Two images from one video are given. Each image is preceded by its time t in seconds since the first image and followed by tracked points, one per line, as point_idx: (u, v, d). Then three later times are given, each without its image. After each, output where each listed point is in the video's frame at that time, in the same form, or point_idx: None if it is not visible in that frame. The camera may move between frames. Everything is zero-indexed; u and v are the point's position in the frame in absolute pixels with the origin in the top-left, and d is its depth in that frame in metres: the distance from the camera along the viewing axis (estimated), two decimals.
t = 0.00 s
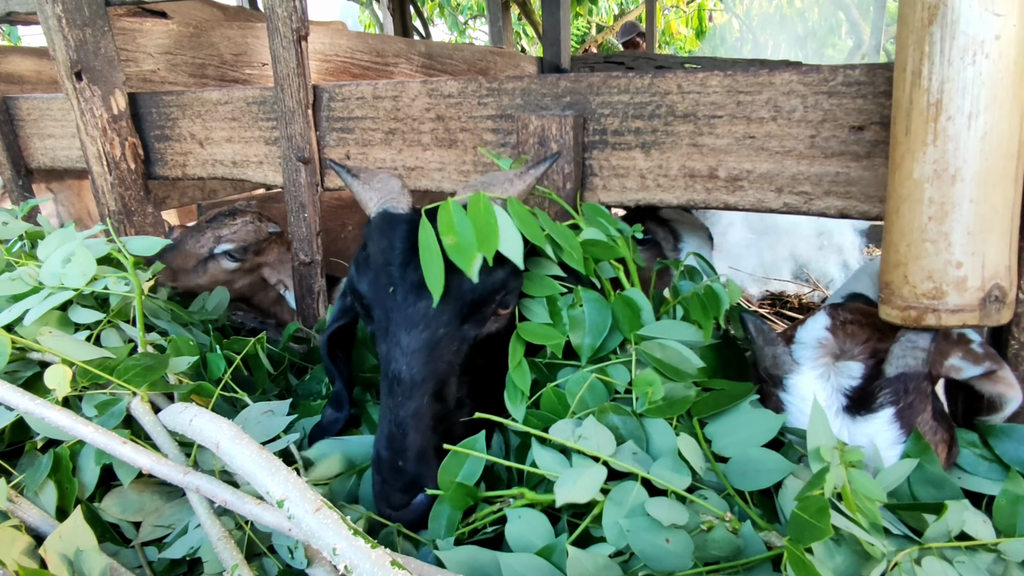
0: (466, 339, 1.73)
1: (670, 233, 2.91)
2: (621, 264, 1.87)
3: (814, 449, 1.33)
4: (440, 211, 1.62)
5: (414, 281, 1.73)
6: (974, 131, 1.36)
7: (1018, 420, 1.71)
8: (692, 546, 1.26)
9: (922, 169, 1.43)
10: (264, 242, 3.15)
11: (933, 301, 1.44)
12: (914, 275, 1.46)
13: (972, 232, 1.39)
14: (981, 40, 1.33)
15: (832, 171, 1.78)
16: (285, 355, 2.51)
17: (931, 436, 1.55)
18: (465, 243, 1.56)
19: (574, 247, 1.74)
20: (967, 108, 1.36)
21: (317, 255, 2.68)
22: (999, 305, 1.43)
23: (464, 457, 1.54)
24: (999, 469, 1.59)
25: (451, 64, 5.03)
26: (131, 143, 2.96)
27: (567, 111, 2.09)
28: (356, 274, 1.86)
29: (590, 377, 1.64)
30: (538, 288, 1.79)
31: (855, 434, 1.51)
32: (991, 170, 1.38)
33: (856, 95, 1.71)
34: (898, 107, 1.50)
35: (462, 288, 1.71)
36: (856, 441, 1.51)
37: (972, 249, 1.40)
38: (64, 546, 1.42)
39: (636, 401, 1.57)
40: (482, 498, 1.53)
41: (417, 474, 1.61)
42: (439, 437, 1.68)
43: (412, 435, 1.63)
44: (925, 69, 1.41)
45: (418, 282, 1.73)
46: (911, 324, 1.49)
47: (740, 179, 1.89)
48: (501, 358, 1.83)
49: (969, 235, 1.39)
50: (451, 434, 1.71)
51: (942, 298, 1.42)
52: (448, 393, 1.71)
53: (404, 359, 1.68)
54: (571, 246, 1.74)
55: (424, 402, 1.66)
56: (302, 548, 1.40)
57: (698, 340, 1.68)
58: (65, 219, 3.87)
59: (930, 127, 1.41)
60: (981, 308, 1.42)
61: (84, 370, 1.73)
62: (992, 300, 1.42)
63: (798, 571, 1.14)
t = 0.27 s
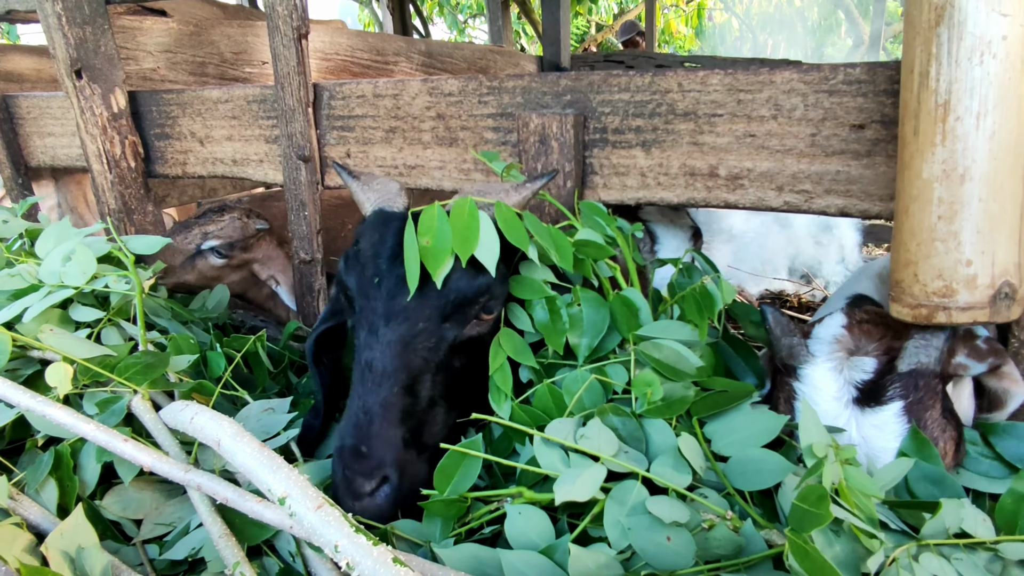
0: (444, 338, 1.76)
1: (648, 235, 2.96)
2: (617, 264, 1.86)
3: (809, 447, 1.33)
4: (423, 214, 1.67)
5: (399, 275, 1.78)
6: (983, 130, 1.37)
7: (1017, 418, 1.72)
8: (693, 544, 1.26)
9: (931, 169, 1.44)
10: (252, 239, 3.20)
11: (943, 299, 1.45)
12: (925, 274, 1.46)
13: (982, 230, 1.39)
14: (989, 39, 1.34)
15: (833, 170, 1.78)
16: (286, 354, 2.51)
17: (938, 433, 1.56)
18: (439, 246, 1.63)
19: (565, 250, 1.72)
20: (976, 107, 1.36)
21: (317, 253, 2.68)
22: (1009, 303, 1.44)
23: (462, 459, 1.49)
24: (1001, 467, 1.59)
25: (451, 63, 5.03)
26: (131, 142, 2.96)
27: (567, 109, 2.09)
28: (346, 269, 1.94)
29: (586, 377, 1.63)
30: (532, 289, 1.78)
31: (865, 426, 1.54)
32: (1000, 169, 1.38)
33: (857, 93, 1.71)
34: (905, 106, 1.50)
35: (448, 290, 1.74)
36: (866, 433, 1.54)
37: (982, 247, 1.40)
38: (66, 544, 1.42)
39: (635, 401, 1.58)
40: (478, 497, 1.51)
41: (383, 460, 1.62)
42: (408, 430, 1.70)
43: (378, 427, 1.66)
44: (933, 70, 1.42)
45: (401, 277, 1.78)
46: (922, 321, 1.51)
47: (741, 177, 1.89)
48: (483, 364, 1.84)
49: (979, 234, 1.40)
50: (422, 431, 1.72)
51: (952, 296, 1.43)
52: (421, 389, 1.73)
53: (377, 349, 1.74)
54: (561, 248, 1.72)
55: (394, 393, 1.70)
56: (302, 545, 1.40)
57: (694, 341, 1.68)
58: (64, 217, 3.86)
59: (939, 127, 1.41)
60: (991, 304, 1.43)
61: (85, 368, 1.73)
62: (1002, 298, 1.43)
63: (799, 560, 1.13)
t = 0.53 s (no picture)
0: (404, 284, 1.77)
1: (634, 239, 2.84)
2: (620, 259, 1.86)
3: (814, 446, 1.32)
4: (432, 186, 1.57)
5: (366, 220, 1.81)
6: (971, 129, 1.36)
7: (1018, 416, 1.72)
8: (695, 543, 1.26)
9: (920, 166, 1.43)
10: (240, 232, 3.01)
11: (929, 291, 1.44)
12: (912, 267, 1.46)
13: (967, 226, 1.39)
14: (978, 41, 1.33)
15: (834, 168, 1.78)
16: (286, 352, 2.50)
17: (918, 409, 1.55)
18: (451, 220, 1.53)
19: (566, 237, 1.72)
20: (964, 107, 1.36)
21: (317, 251, 2.68)
22: (993, 294, 1.44)
23: (462, 458, 1.48)
24: (1003, 465, 1.57)
25: (451, 62, 5.03)
26: (131, 140, 2.95)
27: (568, 108, 2.09)
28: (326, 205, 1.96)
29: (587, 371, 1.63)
30: (536, 282, 1.78)
31: (847, 403, 1.59)
32: (986, 166, 1.37)
33: (858, 92, 1.71)
34: (897, 103, 1.50)
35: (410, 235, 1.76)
36: (848, 410, 1.58)
37: (967, 242, 1.40)
38: (66, 542, 1.42)
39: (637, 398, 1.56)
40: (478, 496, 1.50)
41: (334, 393, 1.68)
42: (363, 366, 1.74)
43: (332, 360, 1.71)
44: (923, 69, 1.41)
45: (370, 220, 1.81)
46: (909, 311, 1.50)
47: (742, 176, 1.89)
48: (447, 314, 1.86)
49: (965, 230, 1.39)
50: (378, 367, 1.76)
51: (938, 288, 1.43)
52: (381, 331, 1.76)
53: (340, 286, 1.78)
54: (565, 238, 1.72)
55: (352, 330, 1.74)
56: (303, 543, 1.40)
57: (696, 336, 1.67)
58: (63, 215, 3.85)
59: (928, 126, 1.41)
60: (974, 296, 1.43)
61: (85, 366, 1.73)
62: (985, 289, 1.43)
63: (798, 559, 1.13)
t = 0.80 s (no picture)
0: (382, 226, 1.85)
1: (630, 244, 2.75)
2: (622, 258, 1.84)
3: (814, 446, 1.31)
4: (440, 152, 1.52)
5: (353, 162, 1.90)
6: (986, 127, 1.36)
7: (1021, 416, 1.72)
8: (697, 542, 1.25)
9: (933, 165, 1.43)
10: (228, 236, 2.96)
11: (946, 295, 1.44)
12: (928, 270, 1.46)
13: (984, 227, 1.39)
14: (991, 36, 1.33)
15: (836, 166, 1.78)
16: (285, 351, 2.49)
17: (915, 425, 1.50)
18: (457, 176, 1.48)
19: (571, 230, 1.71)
20: (978, 104, 1.35)
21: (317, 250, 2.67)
22: (1012, 299, 1.43)
23: (464, 457, 1.48)
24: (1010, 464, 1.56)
25: (451, 60, 5.03)
26: (130, 138, 2.95)
27: (569, 106, 2.08)
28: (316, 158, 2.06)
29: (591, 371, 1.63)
30: (539, 281, 1.77)
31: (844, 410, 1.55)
32: (1003, 165, 1.37)
33: (860, 90, 1.70)
34: (908, 102, 1.50)
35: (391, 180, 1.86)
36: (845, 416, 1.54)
37: (985, 244, 1.39)
38: (66, 541, 1.41)
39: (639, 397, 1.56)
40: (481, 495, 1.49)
41: (302, 326, 1.76)
42: (337, 304, 1.80)
43: (303, 291, 1.77)
44: (936, 66, 1.41)
45: (357, 158, 1.89)
46: (926, 316, 1.50)
47: (743, 174, 1.89)
48: (426, 267, 1.95)
49: (982, 231, 1.39)
50: (354, 304, 1.83)
51: (956, 292, 1.43)
52: (358, 268, 1.83)
53: (322, 220, 1.85)
54: (571, 230, 1.72)
55: (327, 263, 1.80)
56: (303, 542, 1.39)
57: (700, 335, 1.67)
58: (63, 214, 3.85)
59: (941, 124, 1.41)
60: (993, 300, 1.43)
61: (85, 364, 1.72)
62: (1005, 293, 1.42)
63: (799, 555, 1.12)
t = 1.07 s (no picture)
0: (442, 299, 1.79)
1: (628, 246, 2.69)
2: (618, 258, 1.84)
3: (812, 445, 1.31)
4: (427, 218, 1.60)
5: (389, 252, 1.78)
6: (991, 126, 1.35)
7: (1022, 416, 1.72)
8: (696, 543, 1.25)
9: (939, 165, 1.43)
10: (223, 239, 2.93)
11: (949, 298, 1.43)
12: (931, 272, 1.45)
13: (989, 228, 1.38)
14: (998, 33, 1.32)
15: (836, 166, 1.77)
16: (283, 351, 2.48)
17: (912, 407, 1.48)
18: (453, 241, 1.55)
19: (565, 241, 1.73)
20: (983, 102, 1.35)
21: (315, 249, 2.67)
22: (1018, 302, 1.41)
23: (462, 458, 1.47)
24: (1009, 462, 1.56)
25: (450, 59, 5.02)
26: (128, 137, 2.94)
27: (568, 105, 2.08)
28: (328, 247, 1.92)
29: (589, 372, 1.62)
30: (536, 281, 1.77)
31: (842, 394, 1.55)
32: (1007, 165, 1.36)
33: (859, 89, 1.70)
34: (911, 103, 1.50)
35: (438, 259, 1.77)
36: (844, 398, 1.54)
37: (990, 245, 1.38)
38: (62, 542, 1.40)
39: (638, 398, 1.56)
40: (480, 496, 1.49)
41: (423, 430, 1.69)
42: (434, 398, 1.75)
43: (409, 401, 1.73)
44: (941, 64, 1.41)
45: (391, 250, 1.78)
46: (927, 320, 1.48)
47: (743, 174, 1.88)
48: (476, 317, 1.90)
49: (987, 232, 1.38)
50: (444, 390, 1.78)
51: (959, 294, 1.42)
52: (434, 351, 1.78)
53: (392, 323, 1.77)
54: (561, 240, 1.74)
55: (415, 366, 1.75)
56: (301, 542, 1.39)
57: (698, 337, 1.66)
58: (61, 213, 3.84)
59: (946, 123, 1.40)
60: (998, 303, 1.41)
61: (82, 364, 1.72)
62: (1011, 296, 1.41)
63: (794, 558, 1.12)
